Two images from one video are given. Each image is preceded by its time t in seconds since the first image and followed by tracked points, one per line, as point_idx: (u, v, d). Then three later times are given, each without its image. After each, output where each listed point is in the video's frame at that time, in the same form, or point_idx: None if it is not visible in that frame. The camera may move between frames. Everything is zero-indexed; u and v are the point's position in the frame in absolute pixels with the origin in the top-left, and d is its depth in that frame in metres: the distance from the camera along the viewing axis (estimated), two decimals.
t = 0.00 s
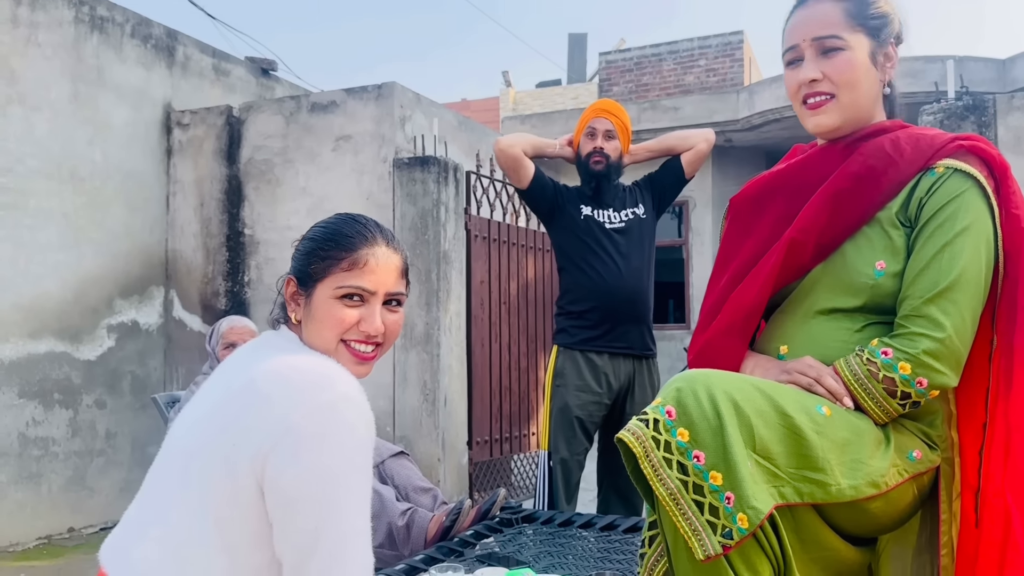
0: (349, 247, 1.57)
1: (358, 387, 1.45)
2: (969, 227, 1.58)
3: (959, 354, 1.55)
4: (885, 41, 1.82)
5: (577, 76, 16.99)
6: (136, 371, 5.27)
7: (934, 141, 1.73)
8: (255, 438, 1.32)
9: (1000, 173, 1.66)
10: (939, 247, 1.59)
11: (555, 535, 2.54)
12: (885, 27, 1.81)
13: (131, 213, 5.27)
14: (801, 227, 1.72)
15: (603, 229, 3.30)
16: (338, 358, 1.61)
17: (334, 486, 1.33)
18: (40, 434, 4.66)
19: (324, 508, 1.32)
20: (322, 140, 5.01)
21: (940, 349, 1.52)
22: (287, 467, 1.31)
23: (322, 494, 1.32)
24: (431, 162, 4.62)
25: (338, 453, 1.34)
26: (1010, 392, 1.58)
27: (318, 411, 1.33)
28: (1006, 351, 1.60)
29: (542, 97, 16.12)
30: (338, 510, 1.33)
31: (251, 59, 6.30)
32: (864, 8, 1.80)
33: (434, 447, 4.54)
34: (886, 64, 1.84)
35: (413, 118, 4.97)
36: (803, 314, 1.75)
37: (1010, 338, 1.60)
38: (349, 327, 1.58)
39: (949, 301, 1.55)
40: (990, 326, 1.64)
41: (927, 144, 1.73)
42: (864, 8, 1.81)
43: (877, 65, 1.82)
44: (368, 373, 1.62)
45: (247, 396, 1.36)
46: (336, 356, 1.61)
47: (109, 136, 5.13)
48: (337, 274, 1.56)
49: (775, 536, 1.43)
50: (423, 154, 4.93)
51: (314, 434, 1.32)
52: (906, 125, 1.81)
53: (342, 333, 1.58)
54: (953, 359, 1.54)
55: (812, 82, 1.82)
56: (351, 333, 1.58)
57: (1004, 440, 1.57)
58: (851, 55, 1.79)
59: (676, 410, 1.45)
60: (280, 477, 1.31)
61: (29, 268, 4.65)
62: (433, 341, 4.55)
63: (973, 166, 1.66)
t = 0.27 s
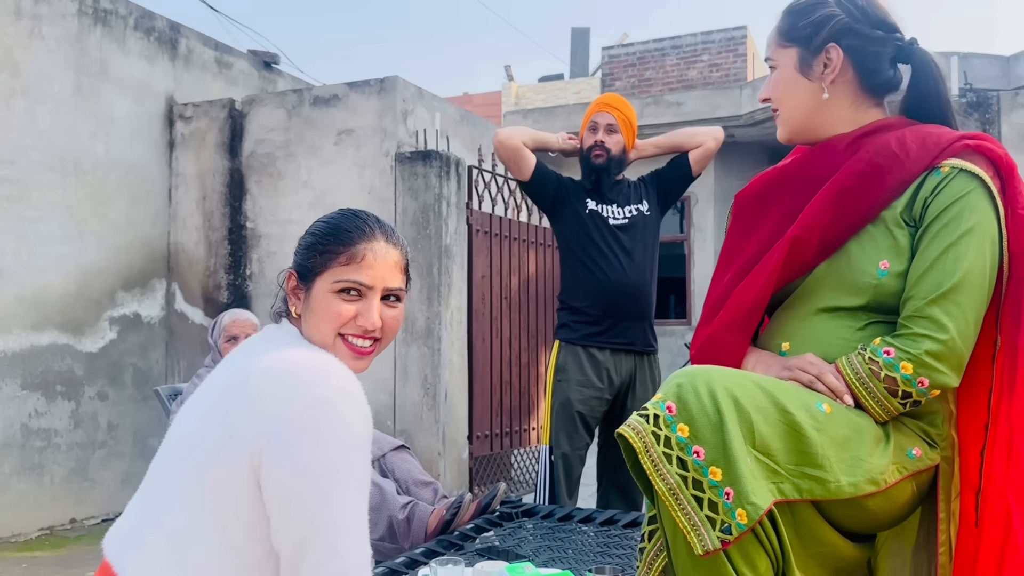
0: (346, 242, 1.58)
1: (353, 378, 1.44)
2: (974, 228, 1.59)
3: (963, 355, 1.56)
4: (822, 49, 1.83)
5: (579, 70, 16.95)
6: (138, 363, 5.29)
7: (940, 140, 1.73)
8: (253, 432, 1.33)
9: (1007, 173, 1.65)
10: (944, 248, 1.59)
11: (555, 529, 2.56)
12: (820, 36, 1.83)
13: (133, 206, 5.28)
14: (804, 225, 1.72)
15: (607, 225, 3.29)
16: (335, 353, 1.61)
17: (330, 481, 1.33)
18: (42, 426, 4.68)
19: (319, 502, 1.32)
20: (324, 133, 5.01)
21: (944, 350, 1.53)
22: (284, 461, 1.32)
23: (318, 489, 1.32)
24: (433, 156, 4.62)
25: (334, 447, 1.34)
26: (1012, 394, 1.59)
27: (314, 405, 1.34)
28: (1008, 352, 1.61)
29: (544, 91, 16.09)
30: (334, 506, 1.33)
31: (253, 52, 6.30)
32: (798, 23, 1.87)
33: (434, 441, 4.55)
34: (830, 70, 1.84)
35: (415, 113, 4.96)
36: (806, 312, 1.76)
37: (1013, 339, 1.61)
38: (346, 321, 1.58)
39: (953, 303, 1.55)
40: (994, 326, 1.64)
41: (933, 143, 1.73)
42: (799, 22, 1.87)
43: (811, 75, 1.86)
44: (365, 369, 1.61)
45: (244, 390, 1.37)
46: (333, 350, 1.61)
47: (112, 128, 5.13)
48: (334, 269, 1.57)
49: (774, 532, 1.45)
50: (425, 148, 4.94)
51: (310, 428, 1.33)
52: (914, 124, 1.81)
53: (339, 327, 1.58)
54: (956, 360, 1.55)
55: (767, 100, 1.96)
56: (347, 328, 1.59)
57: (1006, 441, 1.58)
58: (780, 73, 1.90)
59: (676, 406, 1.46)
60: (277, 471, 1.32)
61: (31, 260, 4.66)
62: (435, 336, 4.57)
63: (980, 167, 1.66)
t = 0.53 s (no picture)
0: (344, 227, 1.58)
1: (353, 371, 1.44)
2: (978, 214, 1.58)
3: (971, 344, 1.55)
4: (805, 50, 1.86)
5: (584, 63, 16.90)
6: (142, 354, 5.29)
7: (943, 124, 1.71)
8: (247, 420, 1.33)
9: (1012, 156, 1.63)
10: (949, 235, 1.58)
11: (559, 521, 2.55)
12: (801, 38, 1.86)
13: (137, 196, 5.27)
14: (809, 216, 1.71)
15: (613, 218, 3.28)
16: (334, 339, 1.58)
17: (325, 469, 1.32)
18: (47, 416, 4.69)
19: (315, 490, 1.31)
20: (329, 125, 5.00)
21: (952, 340, 1.52)
22: (279, 449, 1.31)
23: (313, 478, 1.31)
24: (438, 148, 4.61)
25: (329, 435, 1.33)
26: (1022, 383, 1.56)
27: (308, 394, 1.33)
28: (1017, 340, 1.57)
29: (548, 85, 16.05)
30: (331, 494, 1.32)
31: (258, 43, 6.28)
32: (783, 28, 1.91)
33: (437, 434, 4.55)
34: (814, 70, 1.85)
35: (420, 104, 4.95)
36: (814, 304, 1.75)
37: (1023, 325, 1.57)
38: (345, 307, 1.56)
39: (960, 291, 1.54)
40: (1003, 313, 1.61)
41: (936, 127, 1.71)
42: (785, 26, 1.90)
43: (797, 77, 1.88)
44: (365, 356, 1.59)
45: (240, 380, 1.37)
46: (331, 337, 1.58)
47: (117, 118, 5.12)
48: (332, 254, 1.56)
49: (782, 523, 1.44)
50: (430, 140, 4.92)
51: (306, 416, 1.32)
52: (917, 109, 1.80)
53: (337, 313, 1.56)
54: (964, 349, 1.54)
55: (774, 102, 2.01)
56: (347, 315, 1.56)
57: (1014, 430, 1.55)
58: (773, 75, 1.94)
59: (683, 396, 1.46)
60: (272, 459, 1.31)
61: (36, 250, 4.66)
62: (439, 328, 4.57)
63: (983, 151, 1.64)
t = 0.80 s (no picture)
0: (359, 218, 1.57)
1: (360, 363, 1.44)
2: (986, 205, 1.57)
3: (979, 335, 1.54)
4: (813, 42, 1.85)
5: (587, 58, 16.87)
6: (145, 347, 5.29)
7: (951, 116, 1.70)
8: (252, 409, 1.33)
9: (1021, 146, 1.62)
10: (956, 227, 1.57)
11: (564, 514, 2.55)
12: (810, 30, 1.85)
13: (140, 189, 5.27)
14: (817, 208, 1.71)
15: (618, 211, 3.27)
16: (343, 329, 1.58)
17: (329, 460, 1.31)
18: (50, 408, 4.69)
19: (317, 482, 1.30)
20: (332, 118, 5.00)
21: (959, 332, 1.52)
22: (283, 439, 1.30)
23: (316, 469, 1.30)
24: (441, 142, 4.60)
25: (333, 426, 1.32)
26: None
27: (312, 383, 1.33)
28: None
29: (551, 79, 16.03)
30: (335, 485, 1.31)
31: (261, 36, 6.27)
32: (792, 19, 1.90)
33: (440, 427, 4.56)
34: (822, 62, 1.85)
35: (424, 98, 4.95)
36: (821, 296, 1.75)
37: None
38: (356, 298, 1.56)
39: (967, 283, 1.54)
40: (1012, 307, 1.61)
41: (944, 119, 1.70)
42: (795, 17, 1.90)
43: (806, 68, 1.88)
44: (372, 347, 1.59)
45: (245, 369, 1.37)
46: (341, 327, 1.58)
47: (120, 111, 5.12)
48: (346, 244, 1.56)
49: (787, 514, 1.44)
50: (433, 134, 4.92)
51: (307, 407, 1.32)
52: (926, 101, 1.79)
53: (347, 303, 1.56)
54: (972, 341, 1.53)
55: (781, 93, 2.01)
56: (357, 304, 1.56)
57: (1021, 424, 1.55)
58: (782, 66, 1.94)
59: (686, 388, 1.46)
60: (276, 449, 1.31)
61: (40, 242, 4.66)
62: (442, 322, 4.57)
63: (992, 141, 1.63)
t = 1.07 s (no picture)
0: (379, 206, 1.57)
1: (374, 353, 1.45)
2: (989, 199, 1.57)
3: (981, 329, 1.54)
4: (817, 35, 1.85)
5: (588, 54, 16.85)
6: (147, 341, 5.30)
7: (955, 109, 1.70)
8: (273, 400, 1.34)
9: None
10: (959, 221, 1.57)
11: (565, 509, 2.56)
12: (815, 22, 1.85)
13: (142, 184, 5.27)
14: (820, 202, 1.71)
15: (620, 207, 3.27)
16: (370, 317, 1.58)
17: (349, 452, 1.32)
18: (52, 403, 4.70)
19: (339, 475, 1.31)
20: (334, 113, 4.99)
21: (961, 326, 1.52)
22: (306, 431, 1.31)
23: (337, 460, 1.32)
24: (443, 137, 4.60)
25: (355, 418, 1.33)
26: None
27: (334, 376, 1.34)
28: None
29: (553, 75, 16.00)
30: (355, 477, 1.32)
31: (263, 30, 6.27)
32: (796, 13, 1.90)
33: (442, 422, 4.56)
34: (826, 55, 1.84)
35: (426, 93, 4.94)
36: (823, 290, 1.75)
37: None
38: (386, 284, 1.57)
39: (969, 277, 1.54)
40: (1015, 301, 1.61)
41: (948, 112, 1.70)
42: (798, 11, 1.90)
43: (809, 61, 1.87)
44: (401, 330, 1.61)
45: (263, 360, 1.37)
46: (369, 315, 1.58)
47: (122, 106, 5.12)
48: (371, 233, 1.55)
49: (789, 507, 1.44)
50: (435, 129, 4.91)
51: (328, 399, 1.33)
52: (930, 95, 1.78)
53: (377, 290, 1.56)
54: (973, 335, 1.53)
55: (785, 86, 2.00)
56: (387, 290, 1.57)
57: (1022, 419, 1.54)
58: (786, 60, 1.93)
59: (688, 382, 1.46)
60: (298, 440, 1.31)
61: (41, 237, 4.66)
62: (443, 317, 4.57)
63: (995, 135, 1.63)
